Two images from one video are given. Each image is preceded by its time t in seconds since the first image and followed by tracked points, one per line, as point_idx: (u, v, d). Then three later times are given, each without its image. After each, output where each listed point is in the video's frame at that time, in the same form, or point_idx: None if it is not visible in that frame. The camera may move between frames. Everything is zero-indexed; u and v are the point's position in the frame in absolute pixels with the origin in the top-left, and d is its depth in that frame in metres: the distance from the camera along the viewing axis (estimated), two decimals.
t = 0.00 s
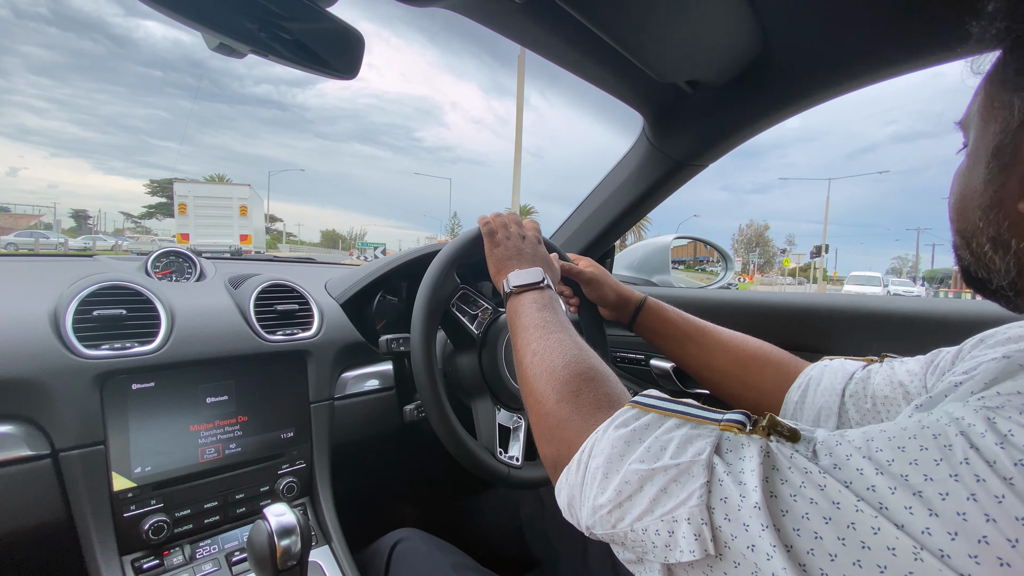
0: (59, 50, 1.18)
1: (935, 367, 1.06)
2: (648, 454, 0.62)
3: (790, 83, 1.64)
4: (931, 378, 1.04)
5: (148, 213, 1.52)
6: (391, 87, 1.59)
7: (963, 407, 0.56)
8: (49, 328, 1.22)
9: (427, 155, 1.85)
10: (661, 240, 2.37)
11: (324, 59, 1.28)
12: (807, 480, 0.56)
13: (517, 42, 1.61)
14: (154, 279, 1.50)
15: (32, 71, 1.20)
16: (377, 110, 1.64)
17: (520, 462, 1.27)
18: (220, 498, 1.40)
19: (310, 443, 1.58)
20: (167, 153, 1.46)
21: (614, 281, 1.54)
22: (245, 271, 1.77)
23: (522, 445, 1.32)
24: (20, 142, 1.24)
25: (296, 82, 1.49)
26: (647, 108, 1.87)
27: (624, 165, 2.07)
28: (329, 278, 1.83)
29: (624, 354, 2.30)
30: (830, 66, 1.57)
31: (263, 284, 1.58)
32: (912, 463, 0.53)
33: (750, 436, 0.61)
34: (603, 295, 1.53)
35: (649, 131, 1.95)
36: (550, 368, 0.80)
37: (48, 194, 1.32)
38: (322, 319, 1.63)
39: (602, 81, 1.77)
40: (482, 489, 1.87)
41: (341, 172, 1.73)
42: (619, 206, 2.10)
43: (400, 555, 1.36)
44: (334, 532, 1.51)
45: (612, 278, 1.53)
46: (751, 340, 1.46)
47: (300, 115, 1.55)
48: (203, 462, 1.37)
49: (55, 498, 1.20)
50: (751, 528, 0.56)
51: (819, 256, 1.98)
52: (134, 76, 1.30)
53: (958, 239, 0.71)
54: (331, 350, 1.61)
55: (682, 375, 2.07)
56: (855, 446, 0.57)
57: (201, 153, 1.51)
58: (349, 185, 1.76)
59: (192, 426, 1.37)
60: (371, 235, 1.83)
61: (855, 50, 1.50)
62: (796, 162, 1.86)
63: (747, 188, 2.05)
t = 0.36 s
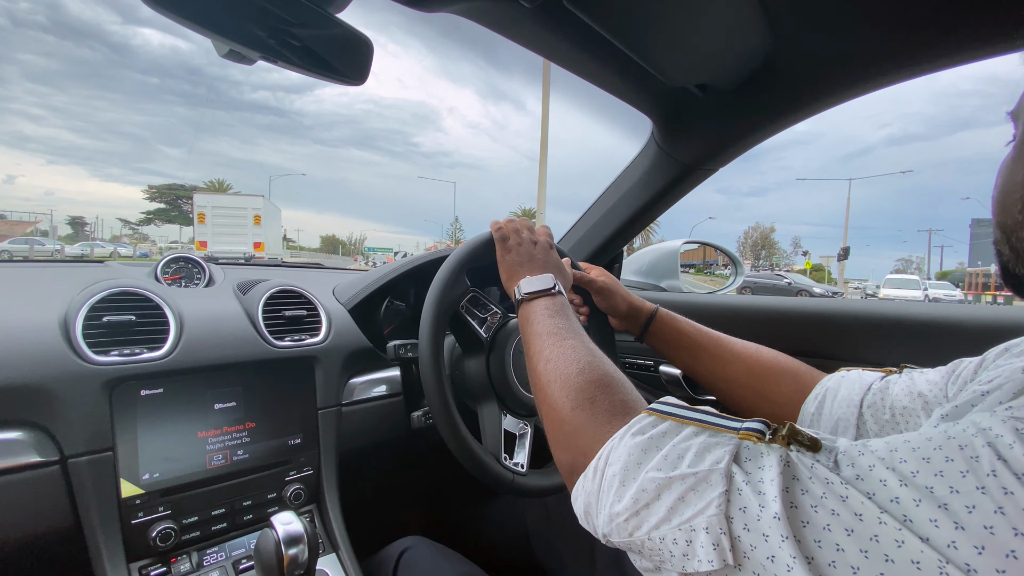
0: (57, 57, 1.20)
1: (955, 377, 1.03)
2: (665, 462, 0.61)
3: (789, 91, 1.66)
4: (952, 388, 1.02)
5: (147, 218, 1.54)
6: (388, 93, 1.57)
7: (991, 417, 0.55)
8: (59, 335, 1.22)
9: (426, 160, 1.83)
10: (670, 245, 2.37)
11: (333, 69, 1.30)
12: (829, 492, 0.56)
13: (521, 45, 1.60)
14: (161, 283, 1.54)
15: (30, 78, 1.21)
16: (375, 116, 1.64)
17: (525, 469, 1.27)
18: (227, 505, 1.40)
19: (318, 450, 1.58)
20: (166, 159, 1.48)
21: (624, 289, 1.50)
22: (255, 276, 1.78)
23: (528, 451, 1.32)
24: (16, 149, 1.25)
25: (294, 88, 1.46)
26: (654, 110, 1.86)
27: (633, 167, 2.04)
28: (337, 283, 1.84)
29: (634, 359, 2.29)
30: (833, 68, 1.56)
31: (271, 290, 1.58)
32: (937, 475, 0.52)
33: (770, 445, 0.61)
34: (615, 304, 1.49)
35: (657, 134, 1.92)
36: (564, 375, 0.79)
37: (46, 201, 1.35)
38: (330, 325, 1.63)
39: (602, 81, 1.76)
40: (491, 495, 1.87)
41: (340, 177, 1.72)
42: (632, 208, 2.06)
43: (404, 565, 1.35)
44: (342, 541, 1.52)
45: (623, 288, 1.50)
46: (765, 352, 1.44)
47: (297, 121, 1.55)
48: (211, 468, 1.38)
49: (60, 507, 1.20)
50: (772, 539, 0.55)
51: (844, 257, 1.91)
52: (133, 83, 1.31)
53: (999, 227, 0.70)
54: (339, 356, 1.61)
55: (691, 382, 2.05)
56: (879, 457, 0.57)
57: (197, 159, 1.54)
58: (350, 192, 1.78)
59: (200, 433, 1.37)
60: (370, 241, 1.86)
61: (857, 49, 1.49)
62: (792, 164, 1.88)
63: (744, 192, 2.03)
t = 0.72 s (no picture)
0: (51, 65, 1.17)
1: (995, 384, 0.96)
2: (706, 463, 0.60)
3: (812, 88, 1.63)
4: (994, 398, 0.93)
5: (144, 225, 1.52)
6: (387, 100, 1.55)
7: None
8: (80, 343, 1.23)
9: (421, 166, 1.81)
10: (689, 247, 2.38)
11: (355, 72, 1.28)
12: (884, 495, 0.54)
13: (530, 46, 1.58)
14: (180, 289, 1.56)
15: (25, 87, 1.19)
16: (371, 124, 1.61)
17: (536, 474, 1.26)
18: (244, 513, 1.41)
19: (333, 456, 1.58)
20: (161, 167, 1.47)
21: (650, 305, 1.46)
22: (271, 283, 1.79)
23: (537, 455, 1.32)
24: (11, 158, 1.22)
25: (289, 97, 1.42)
26: (672, 112, 1.85)
27: (647, 173, 2.03)
28: (352, 289, 1.84)
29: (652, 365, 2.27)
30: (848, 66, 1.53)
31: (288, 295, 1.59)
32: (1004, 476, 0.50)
33: (818, 446, 0.58)
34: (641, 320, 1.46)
35: (674, 134, 1.91)
36: (598, 375, 0.78)
37: (39, 211, 1.31)
38: (346, 330, 1.63)
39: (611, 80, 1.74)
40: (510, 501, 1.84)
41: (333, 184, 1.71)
42: (649, 208, 2.04)
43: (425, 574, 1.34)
44: (359, 550, 1.51)
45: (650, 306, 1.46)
46: (796, 372, 1.37)
47: (293, 127, 1.55)
48: (228, 475, 1.38)
49: (82, 513, 1.21)
50: (823, 543, 0.53)
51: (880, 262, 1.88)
52: (127, 89, 1.31)
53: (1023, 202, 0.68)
54: (355, 362, 1.61)
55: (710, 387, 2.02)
56: (936, 458, 0.55)
57: (190, 166, 1.54)
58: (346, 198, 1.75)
59: (217, 440, 1.38)
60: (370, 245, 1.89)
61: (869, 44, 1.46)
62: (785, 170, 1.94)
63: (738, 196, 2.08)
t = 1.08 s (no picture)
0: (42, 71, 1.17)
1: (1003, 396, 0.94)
2: (716, 452, 0.60)
3: (824, 88, 1.61)
4: None
5: (134, 231, 1.48)
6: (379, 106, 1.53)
7: None
8: (104, 341, 1.26)
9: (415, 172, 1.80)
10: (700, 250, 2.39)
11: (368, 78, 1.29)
12: (889, 484, 0.53)
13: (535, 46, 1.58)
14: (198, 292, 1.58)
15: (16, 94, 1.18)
16: (363, 129, 1.61)
17: (534, 469, 1.25)
18: (260, 510, 1.42)
19: (347, 456, 1.59)
20: (151, 173, 1.43)
21: (666, 321, 1.40)
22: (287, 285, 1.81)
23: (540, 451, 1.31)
24: None
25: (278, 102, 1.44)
26: (683, 114, 1.84)
27: (658, 175, 2.02)
28: (365, 292, 1.86)
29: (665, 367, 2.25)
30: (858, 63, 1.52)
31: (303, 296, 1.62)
32: (1007, 467, 0.51)
33: (825, 438, 0.58)
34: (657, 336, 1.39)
35: (684, 138, 1.90)
36: (616, 371, 0.78)
37: (26, 217, 1.28)
38: (359, 332, 1.65)
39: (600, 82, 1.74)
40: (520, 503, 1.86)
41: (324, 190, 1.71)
42: (662, 210, 2.03)
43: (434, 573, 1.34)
44: (371, 548, 1.52)
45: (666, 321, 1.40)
46: (814, 393, 1.32)
47: (284, 133, 1.55)
48: (244, 473, 1.40)
49: (104, 508, 1.24)
50: (827, 528, 0.53)
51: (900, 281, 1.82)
52: (119, 97, 1.31)
53: None
54: (367, 363, 1.63)
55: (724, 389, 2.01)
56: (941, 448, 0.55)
57: (181, 172, 1.49)
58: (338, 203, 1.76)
59: (235, 438, 1.40)
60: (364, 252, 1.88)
61: (873, 41, 1.44)
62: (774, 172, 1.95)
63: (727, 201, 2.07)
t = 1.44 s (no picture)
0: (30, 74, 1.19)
1: None
2: (773, 471, 0.57)
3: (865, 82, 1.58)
4: None
5: (124, 232, 1.49)
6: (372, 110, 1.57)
7: None
8: (132, 346, 1.28)
9: (408, 175, 1.84)
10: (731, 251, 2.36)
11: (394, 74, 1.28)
12: (971, 507, 0.50)
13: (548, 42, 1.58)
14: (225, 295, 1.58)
15: None
16: (356, 132, 1.67)
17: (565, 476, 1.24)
18: (287, 518, 1.42)
19: (374, 464, 1.59)
20: (141, 175, 1.47)
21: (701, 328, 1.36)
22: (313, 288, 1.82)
23: (569, 455, 1.29)
24: None
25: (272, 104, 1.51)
26: (716, 108, 1.82)
27: (687, 177, 2.01)
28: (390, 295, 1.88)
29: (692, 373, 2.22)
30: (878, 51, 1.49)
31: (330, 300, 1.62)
32: None
33: (895, 456, 0.54)
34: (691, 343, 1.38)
35: (716, 134, 1.88)
36: (657, 382, 0.75)
37: (12, 220, 1.25)
38: (386, 336, 1.65)
39: (587, 85, 1.75)
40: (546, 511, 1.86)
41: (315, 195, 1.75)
42: (689, 212, 2.02)
43: None
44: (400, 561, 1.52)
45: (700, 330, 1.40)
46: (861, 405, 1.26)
47: (277, 136, 1.62)
48: (270, 480, 1.40)
49: (130, 514, 1.24)
50: (904, 555, 0.49)
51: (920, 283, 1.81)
52: (107, 99, 1.34)
53: None
54: (395, 367, 1.63)
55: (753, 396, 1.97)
56: None
57: (173, 175, 1.53)
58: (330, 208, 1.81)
59: (261, 444, 1.41)
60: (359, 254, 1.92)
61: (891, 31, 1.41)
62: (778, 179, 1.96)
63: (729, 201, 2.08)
